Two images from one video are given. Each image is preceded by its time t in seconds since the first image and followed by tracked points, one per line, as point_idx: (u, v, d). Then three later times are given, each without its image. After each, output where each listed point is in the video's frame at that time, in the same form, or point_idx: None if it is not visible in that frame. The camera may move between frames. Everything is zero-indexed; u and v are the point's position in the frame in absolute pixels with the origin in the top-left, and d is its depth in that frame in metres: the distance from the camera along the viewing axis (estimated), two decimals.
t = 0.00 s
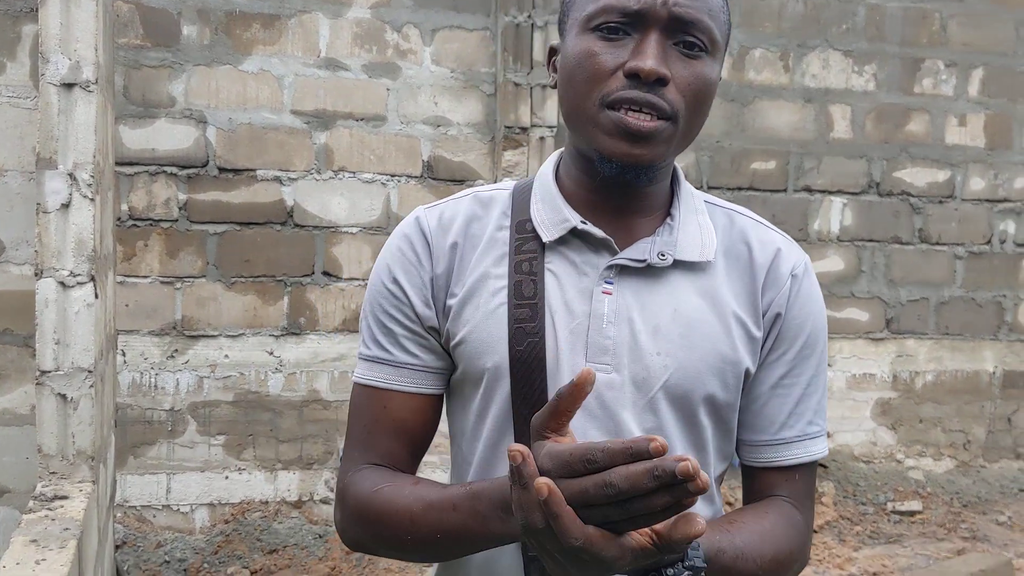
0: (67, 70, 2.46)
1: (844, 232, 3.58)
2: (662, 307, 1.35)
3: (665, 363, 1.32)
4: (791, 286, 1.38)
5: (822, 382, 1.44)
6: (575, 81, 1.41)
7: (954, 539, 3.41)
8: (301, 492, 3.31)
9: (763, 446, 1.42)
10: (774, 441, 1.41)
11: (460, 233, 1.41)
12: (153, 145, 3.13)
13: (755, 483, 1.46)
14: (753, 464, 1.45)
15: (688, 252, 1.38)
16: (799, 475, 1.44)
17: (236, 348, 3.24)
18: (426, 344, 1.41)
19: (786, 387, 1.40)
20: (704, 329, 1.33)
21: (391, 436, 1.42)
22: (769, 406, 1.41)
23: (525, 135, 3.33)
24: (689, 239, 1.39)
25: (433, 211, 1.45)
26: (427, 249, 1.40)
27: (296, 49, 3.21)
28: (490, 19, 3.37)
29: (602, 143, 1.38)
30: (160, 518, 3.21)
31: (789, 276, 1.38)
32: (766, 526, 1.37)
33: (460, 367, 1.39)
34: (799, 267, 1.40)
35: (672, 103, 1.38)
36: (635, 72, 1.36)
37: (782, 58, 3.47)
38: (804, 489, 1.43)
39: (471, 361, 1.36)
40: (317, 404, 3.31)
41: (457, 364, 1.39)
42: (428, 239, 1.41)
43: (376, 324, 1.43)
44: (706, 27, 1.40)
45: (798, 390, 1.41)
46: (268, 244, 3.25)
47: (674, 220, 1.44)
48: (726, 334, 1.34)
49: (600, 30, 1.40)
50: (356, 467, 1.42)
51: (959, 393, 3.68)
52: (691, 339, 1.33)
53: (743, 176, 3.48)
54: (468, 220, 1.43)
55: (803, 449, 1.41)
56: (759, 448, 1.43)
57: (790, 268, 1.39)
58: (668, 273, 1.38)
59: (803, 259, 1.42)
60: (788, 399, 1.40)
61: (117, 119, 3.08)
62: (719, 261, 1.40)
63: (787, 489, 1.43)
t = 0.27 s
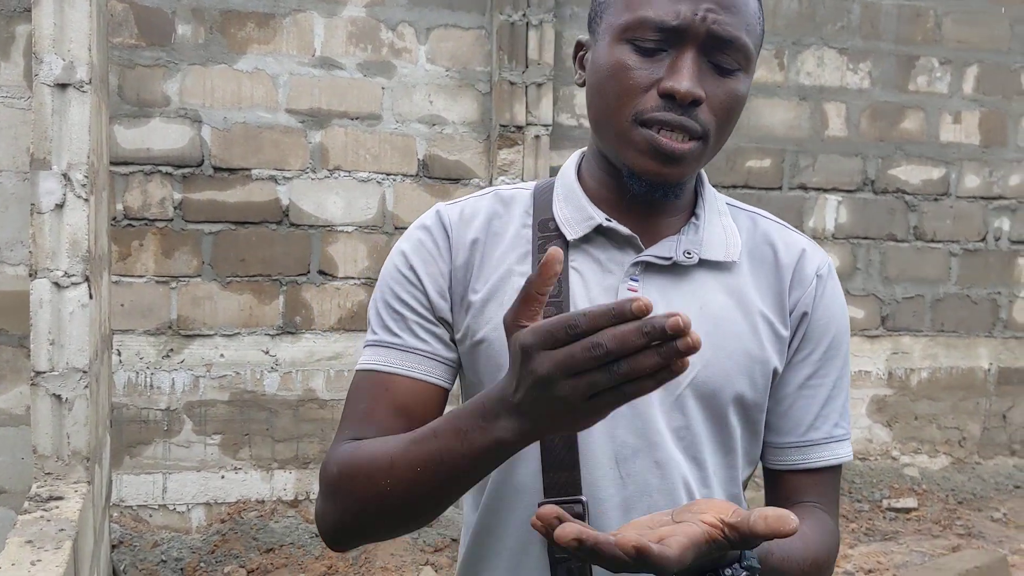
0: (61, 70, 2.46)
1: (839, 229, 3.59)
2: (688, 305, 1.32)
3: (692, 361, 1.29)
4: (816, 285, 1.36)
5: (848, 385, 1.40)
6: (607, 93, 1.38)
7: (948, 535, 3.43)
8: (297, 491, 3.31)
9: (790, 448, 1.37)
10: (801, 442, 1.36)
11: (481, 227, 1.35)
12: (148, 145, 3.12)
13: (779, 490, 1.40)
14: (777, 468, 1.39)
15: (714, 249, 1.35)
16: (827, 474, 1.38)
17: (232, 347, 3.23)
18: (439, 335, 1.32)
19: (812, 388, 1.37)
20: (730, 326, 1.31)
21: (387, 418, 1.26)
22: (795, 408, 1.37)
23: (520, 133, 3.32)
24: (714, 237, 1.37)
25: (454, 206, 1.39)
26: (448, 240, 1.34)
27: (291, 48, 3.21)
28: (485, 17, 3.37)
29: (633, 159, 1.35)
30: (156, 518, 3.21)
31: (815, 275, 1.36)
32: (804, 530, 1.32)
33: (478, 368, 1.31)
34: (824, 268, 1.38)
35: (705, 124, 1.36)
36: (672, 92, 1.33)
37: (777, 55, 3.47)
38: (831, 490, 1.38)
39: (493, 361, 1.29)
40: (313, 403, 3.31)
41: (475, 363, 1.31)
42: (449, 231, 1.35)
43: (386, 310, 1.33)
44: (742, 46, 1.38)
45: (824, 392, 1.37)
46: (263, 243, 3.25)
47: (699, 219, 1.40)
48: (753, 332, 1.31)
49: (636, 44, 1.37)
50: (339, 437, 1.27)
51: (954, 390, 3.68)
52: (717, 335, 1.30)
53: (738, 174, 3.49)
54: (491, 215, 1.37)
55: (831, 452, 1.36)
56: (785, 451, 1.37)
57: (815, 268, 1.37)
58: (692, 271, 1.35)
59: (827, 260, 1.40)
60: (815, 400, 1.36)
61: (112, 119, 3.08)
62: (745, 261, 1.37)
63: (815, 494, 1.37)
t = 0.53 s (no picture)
0: (56, 77, 2.46)
1: (834, 235, 3.60)
2: (709, 314, 1.34)
3: (713, 367, 1.30)
4: (836, 292, 1.36)
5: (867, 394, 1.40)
6: (623, 118, 1.39)
7: (944, 541, 3.44)
8: (293, 497, 3.31)
9: (811, 455, 1.36)
10: (821, 449, 1.35)
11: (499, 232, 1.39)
12: (144, 151, 3.12)
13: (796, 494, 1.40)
14: (798, 477, 1.39)
15: (733, 259, 1.38)
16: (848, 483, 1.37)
17: (228, 353, 3.23)
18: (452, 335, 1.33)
19: (833, 395, 1.36)
20: (751, 332, 1.33)
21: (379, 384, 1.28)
22: (815, 415, 1.36)
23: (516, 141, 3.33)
24: (732, 247, 1.39)
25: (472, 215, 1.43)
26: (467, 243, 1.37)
27: (287, 54, 3.21)
28: (481, 24, 3.37)
29: (647, 182, 1.38)
30: (152, 524, 3.20)
31: (833, 282, 1.37)
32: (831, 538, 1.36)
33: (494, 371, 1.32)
34: (844, 276, 1.39)
35: (722, 149, 1.37)
36: (688, 120, 1.34)
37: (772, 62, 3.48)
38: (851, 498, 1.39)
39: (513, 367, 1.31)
40: (309, 410, 3.30)
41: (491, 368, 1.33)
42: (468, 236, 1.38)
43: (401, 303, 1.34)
44: (759, 69, 1.38)
45: (846, 398, 1.36)
46: (259, 249, 3.25)
47: (717, 230, 1.43)
48: (773, 338, 1.33)
49: (654, 69, 1.37)
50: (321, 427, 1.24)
51: (950, 396, 3.68)
52: (739, 341, 1.32)
53: (734, 180, 3.49)
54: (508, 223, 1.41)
55: (851, 460, 1.35)
56: (807, 457, 1.37)
57: (835, 275, 1.38)
58: (713, 280, 1.37)
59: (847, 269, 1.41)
60: (835, 406, 1.35)
61: (108, 125, 3.08)
62: (764, 271, 1.39)
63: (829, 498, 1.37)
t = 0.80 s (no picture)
0: (51, 93, 2.46)
1: (828, 251, 3.61)
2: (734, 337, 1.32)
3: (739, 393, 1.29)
4: (856, 312, 1.36)
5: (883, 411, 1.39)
6: (623, 110, 1.40)
7: (939, 557, 3.44)
8: (286, 514, 3.30)
9: (829, 473, 1.35)
10: (840, 467, 1.34)
11: (521, 255, 1.36)
12: (139, 167, 3.13)
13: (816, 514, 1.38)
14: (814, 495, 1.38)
15: (758, 280, 1.36)
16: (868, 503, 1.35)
17: (222, 369, 3.23)
18: (472, 359, 1.30)
19: (852, 413, 1.34)
20: (778, 355, 1.31)
21: (413, 438, 1.22)
22: (835, 432, 1.35)
23: (511, 157, 3.34)
24: (756, 267, 1.39)
25: (493, 232, 1.40)
26: (488, 265, 1.35)
27: (283, 71, 3.22)
28: (476, 41, 3.39)
29: (648, 165, 1.35)
30: (145, 541, 3.18)
31: (854, 301, 1.37)
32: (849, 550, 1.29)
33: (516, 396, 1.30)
34: (863, 294, 1.39)
35: (720, 122, 1.34)
36: (679, 93, 1.33)
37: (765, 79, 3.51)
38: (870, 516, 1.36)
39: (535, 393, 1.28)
40: (303, 426, 3.29)
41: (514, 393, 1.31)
42: (488, 256, 1.35)
43: (419, 329, 1.32)
44: (751, 44, 1.38)
45: (864, 416, 1.35)
46: (253, 265, 3.25)
47: (740, 248, 1.43)
48: (800, 361, 1.31)
49: (647, 58, 1.39)
50: (363, 455, 1.24)
51: (944, 412, 3.69)
52: (766, 365, 1.30)
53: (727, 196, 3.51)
54: (530, 246, 1.38)
55: (870, 478, 1.34)
56: (825, 476, 1.35)
57: (855, 294, 1.38)
58: (737, 301, 1.36)
59: (866, 288, 1.41)
60: (853, 424, 1.34)
61: (103, 141, 3.08)
62: (787, 290, 1.38)
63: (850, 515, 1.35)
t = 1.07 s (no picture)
0: (42, 116, 2.46)
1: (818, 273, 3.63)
2: (755, 372, 1.31)
3: (759, 429, 1.28)
4: (878, 341, 1.35)
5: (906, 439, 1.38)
6: (641, 142, 1.39)
7: None
8: (275, 536, 3.27)
9: (852, 505, 1.33)
10: (862, 499, 1.33)
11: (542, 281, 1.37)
12: (129, 188, 3.12)
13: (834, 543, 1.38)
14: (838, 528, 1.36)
15: (782, 312, 1.35)
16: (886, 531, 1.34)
17: (211, 391, 3.21)
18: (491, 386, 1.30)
19: (873, 444, 1.33)
20: (797, 390, 1.30)
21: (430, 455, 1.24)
22: (856, 464, 1.33)
23: (502, 178, 3.34)
24: (780, 298, 1.37)
25: (512, 258, 1.41)
26: (509, 291, 1.35)
27: (274, 92, 3.23)
28: (467, 64, 3.41)
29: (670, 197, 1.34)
30: (131, 564, 3.16)
31: (877, 330, 1.35)
32: None
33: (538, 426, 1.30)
34: (886, 322, 1.38)
35: (742, 150, 1.33)
36: (697, 123, 1.32)
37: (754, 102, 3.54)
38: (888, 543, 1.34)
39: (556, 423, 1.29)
40: (292, 447, 3.28)
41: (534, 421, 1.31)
42: (509, 282, 1.36)
43: (438, 353, 1.31)
44: (767, 70, 1.37)
45: (885, 447, 1.33)
46: (242, 286, 3.24)
47: (763, 278, 1.42)
48: (820, 396, 1.31)
49: (662, 88, 1.38)
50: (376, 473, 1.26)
51: (934, 434, 3.69)
52: (786, 401, 1.29)
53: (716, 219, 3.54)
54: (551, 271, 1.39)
55: (890, 509, 1.33)
56: (847, 508, 1.34)
57: (878, 322, 1.36)
58: (760, 335, 1.35)
59: (888, 315, 1.40)
60: (875, 456, 1.33)
61: (93, 162, 3.08)
62: (810, 321, 1.37)
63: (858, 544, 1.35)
